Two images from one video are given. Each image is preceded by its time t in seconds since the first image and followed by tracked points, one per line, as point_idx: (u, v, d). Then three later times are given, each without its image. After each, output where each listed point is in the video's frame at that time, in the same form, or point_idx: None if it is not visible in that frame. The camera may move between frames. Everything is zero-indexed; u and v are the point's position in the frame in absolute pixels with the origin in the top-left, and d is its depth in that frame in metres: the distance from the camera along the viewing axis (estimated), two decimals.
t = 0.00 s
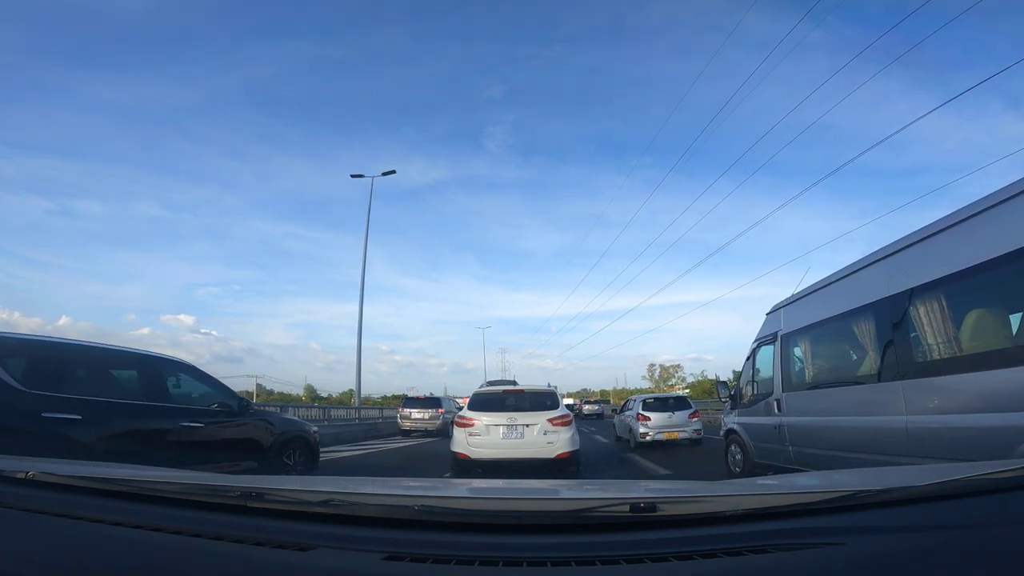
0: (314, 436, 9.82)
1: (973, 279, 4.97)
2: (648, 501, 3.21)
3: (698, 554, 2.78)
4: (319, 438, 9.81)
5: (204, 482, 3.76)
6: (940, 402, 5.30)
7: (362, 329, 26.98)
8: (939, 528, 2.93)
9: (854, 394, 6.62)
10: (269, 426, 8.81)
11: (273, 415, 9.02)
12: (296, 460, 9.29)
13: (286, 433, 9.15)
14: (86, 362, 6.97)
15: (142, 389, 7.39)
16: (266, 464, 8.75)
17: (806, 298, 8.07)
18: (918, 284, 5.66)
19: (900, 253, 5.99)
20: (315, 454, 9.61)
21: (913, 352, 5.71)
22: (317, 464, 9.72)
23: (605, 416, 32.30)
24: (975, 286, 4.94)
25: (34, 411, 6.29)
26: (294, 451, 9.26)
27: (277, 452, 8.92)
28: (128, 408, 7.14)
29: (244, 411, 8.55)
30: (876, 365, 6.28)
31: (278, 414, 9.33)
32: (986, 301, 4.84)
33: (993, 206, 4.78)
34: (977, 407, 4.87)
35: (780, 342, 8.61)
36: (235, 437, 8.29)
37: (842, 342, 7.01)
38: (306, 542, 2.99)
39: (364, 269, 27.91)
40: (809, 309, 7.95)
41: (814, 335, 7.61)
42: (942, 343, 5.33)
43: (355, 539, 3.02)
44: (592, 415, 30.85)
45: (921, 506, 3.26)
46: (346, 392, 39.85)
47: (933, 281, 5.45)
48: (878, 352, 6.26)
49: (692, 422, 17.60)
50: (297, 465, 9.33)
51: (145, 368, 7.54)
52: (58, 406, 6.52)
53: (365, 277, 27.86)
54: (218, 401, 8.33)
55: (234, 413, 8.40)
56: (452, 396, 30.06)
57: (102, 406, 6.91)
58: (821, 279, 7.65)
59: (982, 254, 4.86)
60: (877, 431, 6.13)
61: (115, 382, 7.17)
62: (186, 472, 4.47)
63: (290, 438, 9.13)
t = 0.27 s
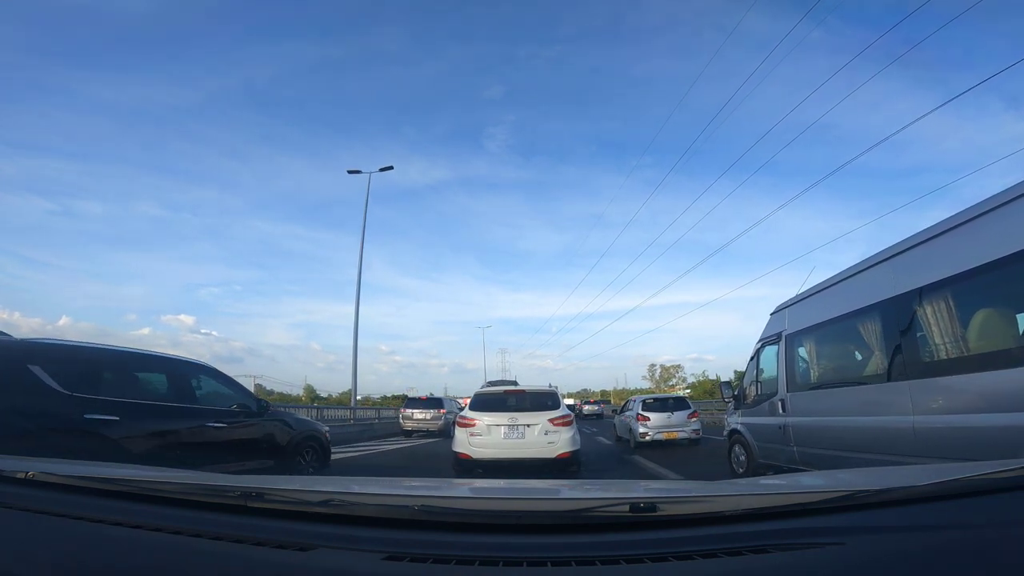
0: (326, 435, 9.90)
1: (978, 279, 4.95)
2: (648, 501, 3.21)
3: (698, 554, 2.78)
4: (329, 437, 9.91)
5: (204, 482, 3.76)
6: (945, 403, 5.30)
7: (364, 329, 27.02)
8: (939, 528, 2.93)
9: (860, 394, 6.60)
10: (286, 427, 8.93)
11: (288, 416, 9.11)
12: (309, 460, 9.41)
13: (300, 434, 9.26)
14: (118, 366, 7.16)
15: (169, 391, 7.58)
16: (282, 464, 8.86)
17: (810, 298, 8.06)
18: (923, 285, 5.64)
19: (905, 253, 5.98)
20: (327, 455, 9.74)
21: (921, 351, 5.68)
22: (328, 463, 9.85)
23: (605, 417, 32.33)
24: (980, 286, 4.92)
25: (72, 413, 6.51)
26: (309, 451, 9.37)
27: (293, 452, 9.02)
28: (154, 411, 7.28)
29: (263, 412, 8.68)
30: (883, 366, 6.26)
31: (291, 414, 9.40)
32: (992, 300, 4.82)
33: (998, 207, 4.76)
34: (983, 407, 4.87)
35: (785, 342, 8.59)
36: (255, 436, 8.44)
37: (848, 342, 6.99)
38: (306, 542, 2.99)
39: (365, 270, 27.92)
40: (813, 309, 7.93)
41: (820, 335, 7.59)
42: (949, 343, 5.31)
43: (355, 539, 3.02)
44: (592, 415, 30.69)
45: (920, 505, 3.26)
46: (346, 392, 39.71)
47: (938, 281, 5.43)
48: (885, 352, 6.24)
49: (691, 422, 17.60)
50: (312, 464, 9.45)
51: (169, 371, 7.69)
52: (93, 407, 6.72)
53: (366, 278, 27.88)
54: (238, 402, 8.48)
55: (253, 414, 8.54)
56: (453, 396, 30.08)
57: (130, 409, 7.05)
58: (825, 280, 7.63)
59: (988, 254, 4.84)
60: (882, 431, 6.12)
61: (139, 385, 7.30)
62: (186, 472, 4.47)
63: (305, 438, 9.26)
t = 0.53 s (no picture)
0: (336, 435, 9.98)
1: (984, 279, 4.95)
2: (648, 501, 3.21)
3: (697, 554, 2.78)
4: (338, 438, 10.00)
5: (204, 482, 3.76)
6: (951, 402, 5.28)
7: (364, 329, 27.04)
8: (938, 528, 2.93)
9: (866, 393, 6.56)
10: (299, 426, 9.09)
11: (301, 416, 9.22)
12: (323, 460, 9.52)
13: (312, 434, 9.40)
14: (143, 368, 7.29)
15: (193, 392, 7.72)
16: (298, 464, 8.99)
17: (815, 298, 8.05)
18: (929, 285, 5.63)
19: (910, 253, 5.97)
20: (337, 454, 9.81)
21: (929, 349, 5.62)
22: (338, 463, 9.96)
23: (605, 416, 32.36)
24: (986, 286, 4.91)
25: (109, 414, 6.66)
26: (321, 451, 9.51)
27: (305, 452, 9.10)
28: (180, 412, 7.41)
29: (279, 412, 8.86)
30: (889, 365, 6.20)
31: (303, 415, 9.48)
32: (999, 300, 4.80)
33: (1004, 207, 4.76)
34: (988, 407, 4.86)
35: (790, 341, 8.58)
36: (273, 434, 8.59)
37: (853, 342, 6.96)
38: (305, 542, 2.99)
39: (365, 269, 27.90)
40: (818, 309, 7.93)
41: (825, 335, 7.58)
42: (957, 341, 5.26)
43: (354, 539, 3.02)
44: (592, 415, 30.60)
45: (920, 506, 3.26)
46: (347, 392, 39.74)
47: (943, 280, 5.42)
48: (891, 351, 6.19)
49: (690, 422, 17.59)
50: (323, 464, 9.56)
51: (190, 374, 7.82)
52: (126, 408, 6.87)
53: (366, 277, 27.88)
54: (254, 402, 8.63)
55: (269, 414, 8.70)
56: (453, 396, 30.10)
57: (158, 409, 7.18)
58: (830, 279, 7.63)
59: (993, 254, 4.83)
60: (889, 431, 6.08)
61: (165, 387, 7.43)
62: (186, 472, 4.48)
63: (317, 438, 9.39)
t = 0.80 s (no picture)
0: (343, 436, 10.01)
1: (987, 279, 4.95)
2: (648, 501, 3.21)
3: (697, 554, 2.78)
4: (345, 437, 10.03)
5: (204, 482, 3.76)
6: (956, 402, 5.24)
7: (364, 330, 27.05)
8: (938, 528, 2.93)
9: (872, 392, 6.51)
10: (310, 426, 9.10)
11: (312, 417, 9.22)
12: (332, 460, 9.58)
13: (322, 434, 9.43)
14: (162, 372, 7.24)
15: (211, 395, 7.69)
16: (309, 464, 9.03)
17: (819, 298, 8.04)
18: (932, 285, 5.62)
19: (913, 253, 5.97)
20: (345, 455, 9.85)
21: (936, 348, 5.56)
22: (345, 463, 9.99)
23: (604, 417, 32.37)
24: (989, 285, 4.91)
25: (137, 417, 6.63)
26: (330, 451, 9.55)
27: (315, 452, 9.13)
28: (203, 414, 7.42)
29: (291, 413, 8.85)
30: (896, 364, 6.15)
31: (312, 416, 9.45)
32: (1004, 299, 4.78)
33: (1006, 207, 4.76)
34: (995, 407, 4.83)
35: (794, 340, 8.58)
36: (287, 435, 8.60)
37: (858, 341, 6.92)
38: (305, 542, 2.98)
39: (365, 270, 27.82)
40: (822, 309, 7.92)
41: (830, 334, 7.56)
42: (965, 340, 5.20)
43: (354, 539, 3.02)
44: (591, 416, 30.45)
45: (919, 506, 3.26)
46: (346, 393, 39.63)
47: (946, 281, 5.42)
48: (898, 350, 6.14)
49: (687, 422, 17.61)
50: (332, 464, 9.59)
51: (208, 377, 7.82)
52: (153, 411, 6.83)
53: (367, 278, 27.91)
54: (265, 404, 8.60)
55: (283, 415, 8.71)
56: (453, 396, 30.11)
57: (182, 411, 7.19)
58: (833, 279, 7.62)
59: (996, 254, 4.84)
60: (896, 432, 6.03)
61: (186, 389, 7.42)
62: (187, 472, 4.47)
63: (327, 438, 9.42)
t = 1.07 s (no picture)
0: (349, 436, 10.00)
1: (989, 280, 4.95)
2: (648, 501, 3.21)
3: (698, 554, 2.78)
4: (351, 437, 10.02)
5: (205, 482, 3.76)
6: (962, 402, 5.22)
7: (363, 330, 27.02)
8: (937, 528, 2.93)
9: (876, 392, 6.48)
10: (318, 427, 9.08)
11: (319, 418, 9.19)
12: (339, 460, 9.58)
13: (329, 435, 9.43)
14: (176, 375, 7.21)
15: (224, 397, 7.68)
16: (318, 465, 9.03)
17: (822, 297, 8.03)
18: (935, 285, 5.62)
19: (914, 253, 5.98)
20: (350, 455, 9.85)
21: (942, 345, 5.52)
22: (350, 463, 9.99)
23: (603, 417, 32.39)
24: (995, 285, 4.88)
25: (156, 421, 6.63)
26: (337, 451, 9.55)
27: (323, 453, 9.12)
28: (219, 415, 7.42)
29: (299, 414, 8.83)
30: (901, 364, 6.12)
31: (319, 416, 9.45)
32: (1010, 299, 4.76)
33: (1008, 207, 4.76)
34: (1001, 408, 4.81)
35: (797, 340, 8.57)
36: (295, 436, 8.58)
37: (862, 341, 6.90)
38: (305, 542, 2.98)
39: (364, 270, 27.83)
40: (825, 308, 7.91)
41: (833, 334, 7.54)
42: (971, 339, 5.17)
43: (354, 539, 3.02)
44: (591, 416, 30.30)
45: (919, 506, 3.26)
46: (344, 394, 39.52)
47: (948, 281, 5.44)
48: (903, 349, 6.10)
49: (684, 422, 17.62)
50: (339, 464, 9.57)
51: (221, 379, 7.81)
52: (170, 413, 6.82)
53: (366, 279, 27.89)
54: (276, 404, 8.60)
55: (293, 416, 8.71)
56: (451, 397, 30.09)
57: (199, 412, 7.18)
58: (835, 279, 7.63)
59: (998, 255, 4.85)
60: (899, 432, 6.01)
61: (201, 391, 7.42)
62: (188, 472, 4.47)
63: (333, 438, 9.43)
